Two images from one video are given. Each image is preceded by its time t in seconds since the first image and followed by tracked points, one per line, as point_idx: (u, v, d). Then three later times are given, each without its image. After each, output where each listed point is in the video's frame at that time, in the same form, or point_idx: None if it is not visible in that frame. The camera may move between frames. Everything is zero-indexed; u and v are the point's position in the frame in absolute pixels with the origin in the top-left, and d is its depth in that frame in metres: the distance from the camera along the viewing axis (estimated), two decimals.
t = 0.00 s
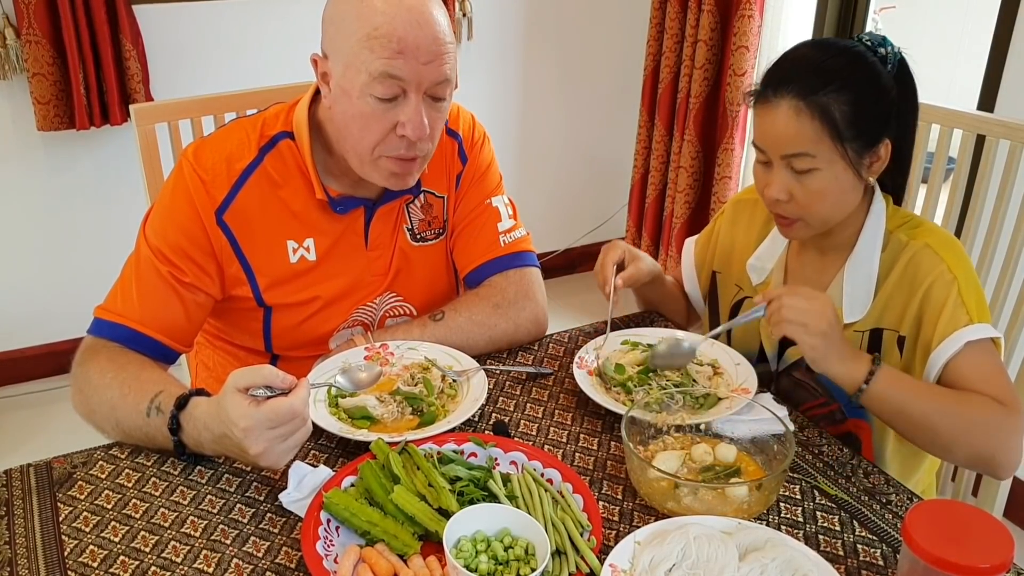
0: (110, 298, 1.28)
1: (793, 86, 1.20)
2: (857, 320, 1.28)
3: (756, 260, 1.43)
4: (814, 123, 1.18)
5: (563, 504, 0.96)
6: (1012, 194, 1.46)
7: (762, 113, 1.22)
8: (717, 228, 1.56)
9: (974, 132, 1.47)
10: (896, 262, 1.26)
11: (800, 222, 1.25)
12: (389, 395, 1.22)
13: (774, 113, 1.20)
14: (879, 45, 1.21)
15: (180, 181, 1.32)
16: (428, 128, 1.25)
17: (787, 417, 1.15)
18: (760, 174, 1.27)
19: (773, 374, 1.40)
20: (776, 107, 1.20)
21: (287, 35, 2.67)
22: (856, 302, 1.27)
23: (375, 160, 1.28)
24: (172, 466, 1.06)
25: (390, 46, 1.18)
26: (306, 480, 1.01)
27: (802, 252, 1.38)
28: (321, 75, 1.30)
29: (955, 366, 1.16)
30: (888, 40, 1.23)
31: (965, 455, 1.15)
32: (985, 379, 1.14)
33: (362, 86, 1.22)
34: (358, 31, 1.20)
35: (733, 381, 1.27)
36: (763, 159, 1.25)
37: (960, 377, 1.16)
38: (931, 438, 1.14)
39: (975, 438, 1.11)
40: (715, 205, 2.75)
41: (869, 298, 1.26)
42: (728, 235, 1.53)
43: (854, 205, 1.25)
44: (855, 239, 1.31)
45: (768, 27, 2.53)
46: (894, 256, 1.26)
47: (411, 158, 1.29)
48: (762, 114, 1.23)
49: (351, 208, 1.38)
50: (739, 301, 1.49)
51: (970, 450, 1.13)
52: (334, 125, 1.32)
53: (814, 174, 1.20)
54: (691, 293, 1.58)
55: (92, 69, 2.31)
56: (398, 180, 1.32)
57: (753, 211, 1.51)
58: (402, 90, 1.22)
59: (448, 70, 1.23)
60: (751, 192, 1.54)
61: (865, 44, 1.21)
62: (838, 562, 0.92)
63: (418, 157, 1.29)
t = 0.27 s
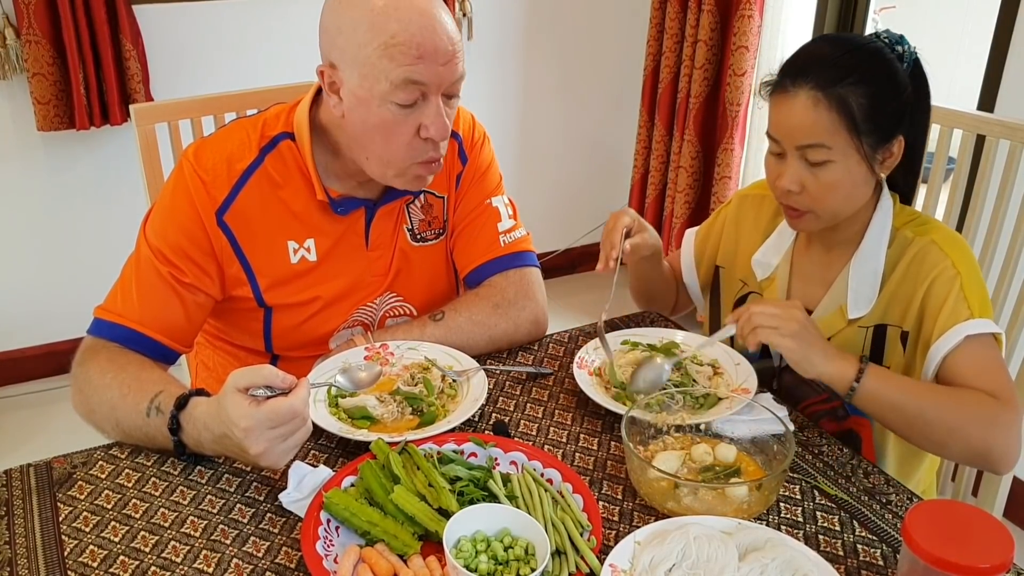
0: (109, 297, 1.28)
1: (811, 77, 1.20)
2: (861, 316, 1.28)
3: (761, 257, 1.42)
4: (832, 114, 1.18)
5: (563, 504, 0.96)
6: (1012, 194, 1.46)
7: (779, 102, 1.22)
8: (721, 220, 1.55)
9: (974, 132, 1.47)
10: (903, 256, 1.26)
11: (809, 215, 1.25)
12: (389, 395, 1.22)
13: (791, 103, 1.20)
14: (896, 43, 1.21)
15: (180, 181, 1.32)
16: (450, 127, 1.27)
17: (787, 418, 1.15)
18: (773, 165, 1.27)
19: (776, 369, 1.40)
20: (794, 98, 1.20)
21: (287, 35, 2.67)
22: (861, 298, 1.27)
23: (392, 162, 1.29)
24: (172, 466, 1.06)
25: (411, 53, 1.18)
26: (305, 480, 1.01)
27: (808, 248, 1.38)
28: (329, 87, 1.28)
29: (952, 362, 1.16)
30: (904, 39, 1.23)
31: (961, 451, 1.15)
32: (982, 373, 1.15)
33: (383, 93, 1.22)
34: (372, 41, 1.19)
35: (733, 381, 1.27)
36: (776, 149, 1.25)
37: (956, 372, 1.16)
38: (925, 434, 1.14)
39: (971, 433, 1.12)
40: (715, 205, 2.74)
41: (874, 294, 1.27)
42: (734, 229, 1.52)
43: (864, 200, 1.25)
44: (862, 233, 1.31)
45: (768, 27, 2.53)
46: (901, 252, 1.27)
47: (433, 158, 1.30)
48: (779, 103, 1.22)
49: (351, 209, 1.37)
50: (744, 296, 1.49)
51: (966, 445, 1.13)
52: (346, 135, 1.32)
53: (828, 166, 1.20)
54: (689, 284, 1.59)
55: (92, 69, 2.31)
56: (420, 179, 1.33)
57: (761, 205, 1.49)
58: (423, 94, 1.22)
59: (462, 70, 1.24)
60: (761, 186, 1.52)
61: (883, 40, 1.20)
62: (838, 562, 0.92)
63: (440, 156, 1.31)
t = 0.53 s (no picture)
0: (111, 295, 1.29)
1: (816, 76, 1.20)
2: (864, 316, 1.28)
3: (762, 257, 1.42)
4: (836, 115, 1.18)
5: (563, 504, 0.96)
6: (1012, 194, 1.46)
7: (784, 101, 1.22)
8: (722, 220, 1.55)
9: (974, 132, 1.47)
10: (906, 259, 1.26)
11: (810, 213, 1.25)
12: (389, 395, 1.22)
13: (796, 103, 1.20)
14: (901, 44, 1.20)
15: (179, 180, 1.32)
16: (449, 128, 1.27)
17: (787, 417, 1.15)
18: (776, 165, 1.27)
19: (778, 371, 1.40)
20: (798, 98, 1.20)
21: (287, 35, 2.67)
22: (863, 297, 1.28)
23: (394, 160, 1.29)
24: (172, 466, 1.06)
25: (413, 54, 1.18)
26: (306, 480, 1.01)
27: (809, 249, 1.38)
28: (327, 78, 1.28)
29: (965, 365, 1.16)
30: (909, 39, 1.23)
31: (976, 452, 1.15)
32: (997, 374, 1.15)
33: (382, 94, 1.22)
34: (373, 41, 1.19)
35: (733, 381, 1.27)
36: (779, 148, 1.25)
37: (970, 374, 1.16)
38: (944, 434, 1.14)
39: (988, 436, 1.12)
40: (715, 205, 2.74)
41: (877, 294, 1.27)
42: (734, 229, 1.52)
43: (867, 199, 1.25)
44: (863, 235, 1.31)
45: (768, 27, 2.53)
46: (904, 253, 1.27)
47: (432, 158, 1.30)
48: (784, 103, 1.23)
49: (351, 207, 1.38)
50: (745, 297, 1.49)
51: (983, 447, 1.14)
52: (342, 130, 1.31)
53: (830, 166, 1.20)
54: (689, 284, 1.59)
55: (92, 69, 2.31)
56: (417, 178, 1.33)
57: (761, 205, 1.49)
58: (422, 95, 1.22)
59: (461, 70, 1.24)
60: (762, 185, 1.52)
61: (889, 41, 1.20)
62: (838, 562, 0.92)
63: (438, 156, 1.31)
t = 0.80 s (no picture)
0: (110, 283, 1.30)
1: (822, 75, 1.19)
2: (865, 315, 1.28)
3: (763, 257, 1.42)
4: (841, 115, 1.18)
5: (563, 504, 0.96)
6: (1013, 194, 1.46)
7: (788, 100, 1.22)
8: (721, 219, 1.54)
9: (974, 132, 1.47)
10: (906, 258, 1.26)
11: (814, 211, 1.25)
12: (389, 395, 1.22)
13: (801, 101, 1.20)
14: (906, 44, 1.21)
15: (161, 162, 1.34)
16: (406, 119, 1.26)
17: (787, 417, 1.15)
18: (779, 163, 1.26)
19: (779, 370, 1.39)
20: (804, 96, 1.20)
21: (287, 35, 2.67)
22: (864, 296, 1.27)
23: (352, 146, 1.28)
24: (172, 466, 1.06)
25: (371, 44, 1.18)
26: (306, 480, 1.01)
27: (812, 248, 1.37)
28: (301, 60, 1.29)
29: (963, 361, 1.17)
30: (914, 40, 1.23)
31: (975, 452, 1.14)
32: (993, 373, 1.15)
33: (341, 79, 1.22)
34: (337, 27, 1.19)
35: (733, 381, 1.27)
36: (783, 146, 1.25)
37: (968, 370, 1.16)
38: (940, 435, 1.14)
39: (985, 434, 1.11)
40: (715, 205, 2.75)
41: (878, 291, 1.27)
42: (734, 228, 1.51)
43: (869, 199, 1.25)
44: (865, 232, 1.30)
45: (768, 27, 2.53)
46: (905, 252, 1.27)
47: (390, 147, 1.29)
48: (788, 101, 1.22)
49: (330, 186, 1.38)
50: (746, 297, 1.49)
51: (980, 446, 1.13)
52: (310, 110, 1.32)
53: (835, 165, 1.20)
54: (688, 282, 1.59)
55: (92, 69, 2.31)
56: (375, 165, 1.32)
57: (762, 205, 1.49)
58: (380, 85, 1.22)
59: (425, 64, 1.23)
60: (763, 186, 1.52)
61: (893, 41, 1.20)
62: (838, 562, 0.92)
63: (397, 146, 1.30)
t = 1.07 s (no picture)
0: (107, 293, 1.27)
1: (825, 72, 1.19)
2: (867, 315, 1.28)
3: (765, 257, 1.42)
4: (844, 112, 1.18)
5: (563, 503, 0.96)
6: (1013, 194, 1.46)
7: (791, 97, 1.21)
8: (721, 218, 1.54)
9: (974, 132, 1.47)
10: (906, 260, 1.26)
11: (816, 209, 1.25)
12: (390, 395, 1.22)
13: (804, 99, 1.20)
14: (907, 43, 1.21)
15: (144, 167, 1.32)
16: (380, 112, 1.24)
17: (787, 418, 1.15)
18: (781, 160, 1.26)
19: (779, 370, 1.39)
20: (807, 94, 1.19)
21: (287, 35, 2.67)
22: (865, 296, 1.27)
23: (330, 139, 1.28)
24: (172, 466, 1.06)
25: (339, 38, 1.17)
26: (306, 480, 1.02)
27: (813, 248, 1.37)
28: (275, 55, 1.28)
29: (958, 365, 1.17)
30: (915, 39, 1.24)
31: (965, 461, 1.15)
32: (982, 381, 1.15)
33: (313, 74, 1.21)
34: (307, 22, 1.18)
35: (734, 381, 1.27)
36: (786, 144, 1.25)
37: (963, 374, 1.16)
38: (932, 446, 1.14)
39: (974, 443, 1.12)
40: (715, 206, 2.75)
41: (880, 291, 1.27)
42: (734, 228, 1.51)
43: (872, 198, 1.25)
44: (867, 232, 1.30)
45: (768, 27, 2.53)
46: (907, 252, 1.26)
47: (367, 139, 1.28)
48: (791, 98, 1.22)
49: (320, 178, 1.37)
50: (747, 298, 1.49)
51: (968, 454, 1.13)
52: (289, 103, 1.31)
53: (838, 163, 1.20)
54: (685, 281, 1.58)
55: (92, 69, 2.31)
56: (357, 155, 1.32)
57: (762, 204, 1.49)
58: (352, 79, 1.21)
59: (398, 56, 1.22)
60: (765, 186, 1.52)
61: (896, 40, 1.21)
62: (838, 563, 0.92)
63: (374, 138, 1.28)
